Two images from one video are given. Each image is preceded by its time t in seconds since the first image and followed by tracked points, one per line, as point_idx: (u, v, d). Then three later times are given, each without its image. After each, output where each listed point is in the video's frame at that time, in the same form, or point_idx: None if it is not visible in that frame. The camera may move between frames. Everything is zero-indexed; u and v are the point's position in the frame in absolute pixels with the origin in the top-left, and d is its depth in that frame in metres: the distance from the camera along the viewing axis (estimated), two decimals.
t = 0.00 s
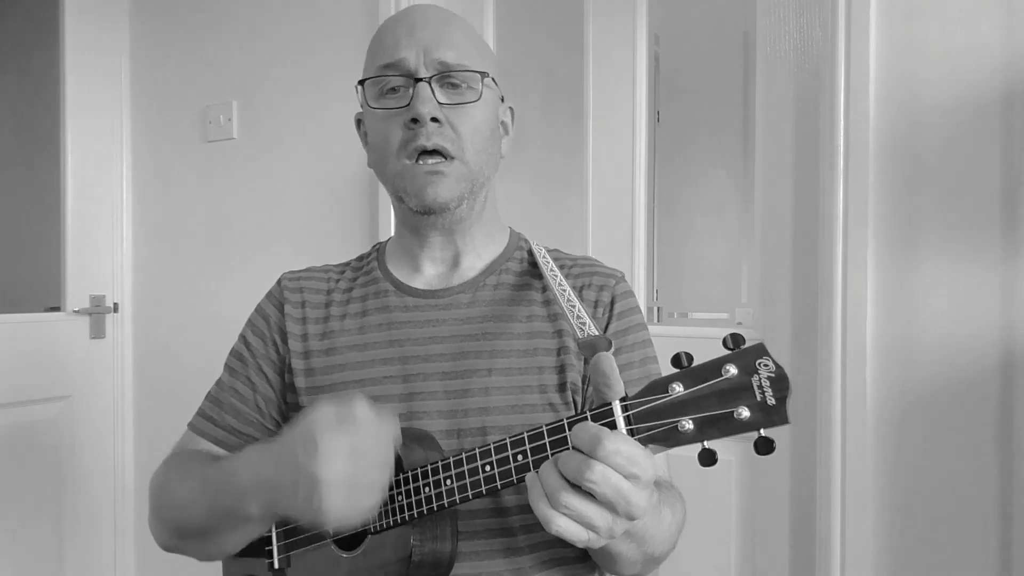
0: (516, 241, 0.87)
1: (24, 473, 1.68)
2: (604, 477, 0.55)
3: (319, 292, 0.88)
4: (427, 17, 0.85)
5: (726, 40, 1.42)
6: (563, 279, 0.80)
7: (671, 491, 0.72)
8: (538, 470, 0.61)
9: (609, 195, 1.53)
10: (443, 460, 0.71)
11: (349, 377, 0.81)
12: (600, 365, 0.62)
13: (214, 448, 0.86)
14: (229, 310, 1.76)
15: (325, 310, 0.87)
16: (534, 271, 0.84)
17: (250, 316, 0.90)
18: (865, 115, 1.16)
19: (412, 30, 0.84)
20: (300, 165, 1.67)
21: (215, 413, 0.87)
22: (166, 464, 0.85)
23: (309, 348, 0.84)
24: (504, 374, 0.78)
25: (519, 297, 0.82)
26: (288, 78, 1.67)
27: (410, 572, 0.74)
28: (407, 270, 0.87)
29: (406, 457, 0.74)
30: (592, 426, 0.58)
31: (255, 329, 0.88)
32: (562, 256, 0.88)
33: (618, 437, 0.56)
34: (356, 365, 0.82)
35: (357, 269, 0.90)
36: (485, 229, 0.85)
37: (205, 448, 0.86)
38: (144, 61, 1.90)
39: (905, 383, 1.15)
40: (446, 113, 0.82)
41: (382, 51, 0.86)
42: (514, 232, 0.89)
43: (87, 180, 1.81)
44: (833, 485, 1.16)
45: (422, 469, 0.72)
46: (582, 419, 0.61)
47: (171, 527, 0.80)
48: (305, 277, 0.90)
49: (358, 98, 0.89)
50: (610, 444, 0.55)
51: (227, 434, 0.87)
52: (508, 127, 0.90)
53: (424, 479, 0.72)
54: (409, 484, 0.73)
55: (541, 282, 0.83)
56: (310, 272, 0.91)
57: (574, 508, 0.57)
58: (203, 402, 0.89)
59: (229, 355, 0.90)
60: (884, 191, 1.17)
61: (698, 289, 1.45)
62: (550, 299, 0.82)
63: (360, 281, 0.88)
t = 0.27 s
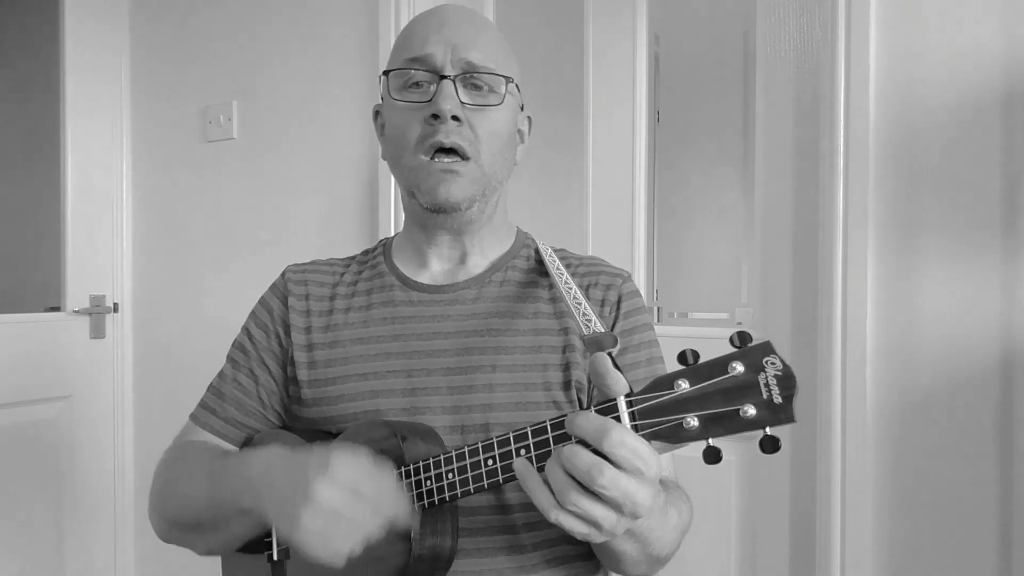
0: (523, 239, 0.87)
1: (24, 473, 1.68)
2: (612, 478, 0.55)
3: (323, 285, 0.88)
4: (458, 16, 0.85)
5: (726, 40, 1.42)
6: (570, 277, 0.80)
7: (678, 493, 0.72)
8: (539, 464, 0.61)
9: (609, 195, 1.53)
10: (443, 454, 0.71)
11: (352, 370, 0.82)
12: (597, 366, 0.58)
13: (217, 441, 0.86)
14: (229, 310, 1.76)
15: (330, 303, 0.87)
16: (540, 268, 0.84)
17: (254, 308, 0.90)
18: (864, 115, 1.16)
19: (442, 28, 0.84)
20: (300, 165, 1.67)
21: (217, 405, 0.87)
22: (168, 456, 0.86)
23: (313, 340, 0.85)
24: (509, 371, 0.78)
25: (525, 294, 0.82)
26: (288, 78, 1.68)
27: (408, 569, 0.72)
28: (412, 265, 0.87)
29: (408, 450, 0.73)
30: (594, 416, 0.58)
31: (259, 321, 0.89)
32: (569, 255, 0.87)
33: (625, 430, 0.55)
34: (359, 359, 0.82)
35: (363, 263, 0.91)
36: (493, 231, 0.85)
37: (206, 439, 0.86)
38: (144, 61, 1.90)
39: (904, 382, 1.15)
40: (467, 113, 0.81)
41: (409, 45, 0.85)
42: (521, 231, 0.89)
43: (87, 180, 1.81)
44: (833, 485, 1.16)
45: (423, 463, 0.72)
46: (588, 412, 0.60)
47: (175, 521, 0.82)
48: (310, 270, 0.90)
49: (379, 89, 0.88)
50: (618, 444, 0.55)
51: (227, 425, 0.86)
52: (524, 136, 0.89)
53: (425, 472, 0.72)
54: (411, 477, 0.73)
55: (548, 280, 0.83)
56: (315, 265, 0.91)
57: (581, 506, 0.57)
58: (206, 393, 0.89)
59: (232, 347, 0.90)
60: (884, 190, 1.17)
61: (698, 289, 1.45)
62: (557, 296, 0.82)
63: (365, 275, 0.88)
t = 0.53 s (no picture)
0: (535, 241, 0.88)
1: (24, 473, 1.68)
2: (614, 468, 0.56)
3: (335, 280, 0.89)
4: (503, 23, 0.84)
5: (726, 40, 1.42)
6: (583, 279, 0.81)
7: (688, 500, 0.72)
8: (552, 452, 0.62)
9: (609, 195, 1.53)
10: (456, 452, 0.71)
11: (363, 366, 0.82)
12: (612, 363, 0.62)
13: (224, 435, 0.85)
14: (229, 309, 1.76)
15: (341, 298, 0.87)
16: (553, 270, 0.85)
17: (264, 301, 0.90)
18: (865, 115, 1.16)
19: (487, 32, 0.83)
20: (301, 166, 1.67)
21: (225, 398, 0.86)
22: (171, 452, 0.83)
23: (323, 335, 0.85)
24: (520, 370, 0.79)
25: (537, 295, 0.83)
26: (289, 78, 1.68)
27: (418, 566, 0.74)
28: (425, 262, 0.87)
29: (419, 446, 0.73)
30: (611, 419, 0.59)
31: (269, 315, 0.89)
32: (580, 258, 0.88)
33: (630, 428, 0.56)
34: (370, 355, 0.82)
35: (374, 260, 0.91)
36: (508, 233, 0.85)
37: (213, 434, 0.85)
38: (144, 61, 1.90)
39: (904, 382, 1.16)
40: (503, 121, 0.81)
41: (452, 44, 0.84)
42: (534, 233, 0.89)
43: (87, 180, 1.81)
44: (833, 484, 1.16)
45: (434, 459, 0.72)
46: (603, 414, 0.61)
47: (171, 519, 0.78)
48: (321, 266, 0.91)
49: (414, 83, 0.87)
50: (621, 435, 0.56)
51: (235, 420, 0.85)
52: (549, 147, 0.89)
53: (438, 471, 0.72)
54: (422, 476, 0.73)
55: (560, 282, 0.83)
56: (326, 260, 0.92)
57: (585, 495, 0.57)
58: (213, 386, 0.87)
59: (240, 341, 0.89)
60: (884, 191, 1.17)
61: (698, 289, 1.45)
62: (568, 298, 0.82)
63: (377, 272, 0.88)
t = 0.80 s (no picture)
0: (550, 246, 0.88)
1: (24, 474, 1.67)
2: (638, 466, 0.56)
3: (350, 278, 0.89)
4: (558, 35, 0.83)
5: (727, 41, 1.43)
6: (598, 284, 0.81)
7: (698, 502, 0.72)
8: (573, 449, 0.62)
9: (610, 196, 1.54)
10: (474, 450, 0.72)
11: (376, 364, 0.82)
12: (640, 365, 0.61)
13: (233, 429, 0.84)
14: (229, 309, 1.76)
15: (355, 296, 0.88)
16: (567, 275, 0.86)
17: (278, 297, 0.90)
18: (865, 116, 1.17)
19: (543, 42, 0.82)
20: (301, 166, 1.67)
21: (236, 393, 0.86)
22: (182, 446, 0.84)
23: (336, 332, 0.85)
24: (533, 372, 0.79)
25: (552, 299, 0.83)
26: (289, 79, 1.68)
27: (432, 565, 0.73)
28: (441, 263, 0.88)
29: (435, 445, 0.73)
30: (629, 420, 0.59)
31: (282, 310, 0.89)
32: (593, 263, 0.89)
33: (653, 429, 0.57)
34: (384, 353, 0.82)
35: (389, 259, 0.91)
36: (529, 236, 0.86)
37: (223, 428, 0.84)
38: (144, 60, 1.89)
39: (904, 382, 1.17)
40: (554, 131, 0.81)
41: (506, 48, 0.83)
42: (548, 238, 0.90)
43: (87, 179, 1.81)
44: (833, 483, 1.17)
45: (453, 458, 0.72)
46: (628, 415, 0.61)
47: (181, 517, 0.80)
48: (336, 263, 0.91)
49: (459, 80, 0.86)
50: (645, 433, 0.56)
51: (246, 415, 0.85)
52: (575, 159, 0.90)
53: (456, 468, 0.72)
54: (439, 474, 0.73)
55: (574, 287, 0.84)
56: (341, 258, 0.92)
57: (609, 493, 0.58)
58: (225, 380, 0.87)
59: (253, 336, 0.90)
60: (885, 192, 1.18)
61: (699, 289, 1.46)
62: (582, 304, 0.83)
63: (392, 271, 0.89)
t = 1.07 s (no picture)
0: (562, 249, 0.89)
1: (24, 473, 1.68)
2: (653, 469, 0.56)
3: (363, 275, 0.89)
4: (575, 36, 0.84)
5: (727, 41, 1.43)
6: (610, 289, 0.82)
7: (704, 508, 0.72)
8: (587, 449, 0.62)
9: (610, 196, 1.55)
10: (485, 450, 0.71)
11: (387, 360, 0.82)
12: (657, 370, 0.62)
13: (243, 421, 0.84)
14: (229, 309, 1.76)
15: (368, 293, 0.88)
16: (579, 279, 0.86)
17: (290, 291, 0.91)
18: (865, 117, 1.18)
19: (558, 44, 0.84)
20: (302, 166, 1.67)
21: (246, 384, 0.86)
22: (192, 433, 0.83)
23: (348, 327, 0.85)
24: (544, 373, 0.79)
25: (565, 303, 0.84)
26: (290, 79, 1.68)
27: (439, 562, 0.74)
28: (455, 262, 0.88)
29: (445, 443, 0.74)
30: (644, 422, 0.59)
31: (295, 304, 0.89)
32: (604, 268, 0.90)
33: (668, 433, 0.57)
34: (395, 350, 0.83)
35: (402, 257, 0.92)
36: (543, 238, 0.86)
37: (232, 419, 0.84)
38: (144, 60, 1.89)
39: (903, 382, 1.17)
40: (569, 133, 0.82)
41: (522, 49, 0.84)
42: (560, 241, 0.90)
43: (87, 179, 1.80)
44: (833, 481, 1.18)
45: (463, 457, 0.72)
46: (642, 418, 0.62)
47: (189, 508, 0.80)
48: (350, 260, 0.91)
49: (476, 80, 0.87)
50: (660, 437, 0.56)
51: (255, 406, 0.85)
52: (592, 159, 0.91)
53: (466, 467, 0.72)
54: (449, 471, 0.73)
55: (586, 291, 0.84)
56: (355, 255, 0.93)
57: (623, 495, 0.58)
58: (235, 371, 0.87)
59: (265, 328, 0.90)
60: (885, 193, 1.19)
61: (699, 289, 1.46)
62: (593, 307, 0.83)
63: (405, 269, 0.89)
